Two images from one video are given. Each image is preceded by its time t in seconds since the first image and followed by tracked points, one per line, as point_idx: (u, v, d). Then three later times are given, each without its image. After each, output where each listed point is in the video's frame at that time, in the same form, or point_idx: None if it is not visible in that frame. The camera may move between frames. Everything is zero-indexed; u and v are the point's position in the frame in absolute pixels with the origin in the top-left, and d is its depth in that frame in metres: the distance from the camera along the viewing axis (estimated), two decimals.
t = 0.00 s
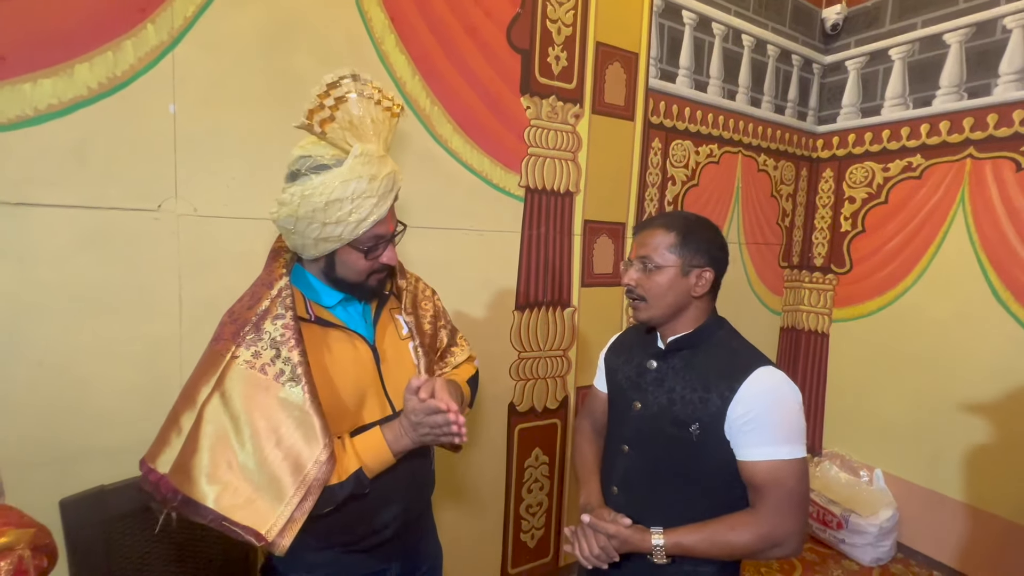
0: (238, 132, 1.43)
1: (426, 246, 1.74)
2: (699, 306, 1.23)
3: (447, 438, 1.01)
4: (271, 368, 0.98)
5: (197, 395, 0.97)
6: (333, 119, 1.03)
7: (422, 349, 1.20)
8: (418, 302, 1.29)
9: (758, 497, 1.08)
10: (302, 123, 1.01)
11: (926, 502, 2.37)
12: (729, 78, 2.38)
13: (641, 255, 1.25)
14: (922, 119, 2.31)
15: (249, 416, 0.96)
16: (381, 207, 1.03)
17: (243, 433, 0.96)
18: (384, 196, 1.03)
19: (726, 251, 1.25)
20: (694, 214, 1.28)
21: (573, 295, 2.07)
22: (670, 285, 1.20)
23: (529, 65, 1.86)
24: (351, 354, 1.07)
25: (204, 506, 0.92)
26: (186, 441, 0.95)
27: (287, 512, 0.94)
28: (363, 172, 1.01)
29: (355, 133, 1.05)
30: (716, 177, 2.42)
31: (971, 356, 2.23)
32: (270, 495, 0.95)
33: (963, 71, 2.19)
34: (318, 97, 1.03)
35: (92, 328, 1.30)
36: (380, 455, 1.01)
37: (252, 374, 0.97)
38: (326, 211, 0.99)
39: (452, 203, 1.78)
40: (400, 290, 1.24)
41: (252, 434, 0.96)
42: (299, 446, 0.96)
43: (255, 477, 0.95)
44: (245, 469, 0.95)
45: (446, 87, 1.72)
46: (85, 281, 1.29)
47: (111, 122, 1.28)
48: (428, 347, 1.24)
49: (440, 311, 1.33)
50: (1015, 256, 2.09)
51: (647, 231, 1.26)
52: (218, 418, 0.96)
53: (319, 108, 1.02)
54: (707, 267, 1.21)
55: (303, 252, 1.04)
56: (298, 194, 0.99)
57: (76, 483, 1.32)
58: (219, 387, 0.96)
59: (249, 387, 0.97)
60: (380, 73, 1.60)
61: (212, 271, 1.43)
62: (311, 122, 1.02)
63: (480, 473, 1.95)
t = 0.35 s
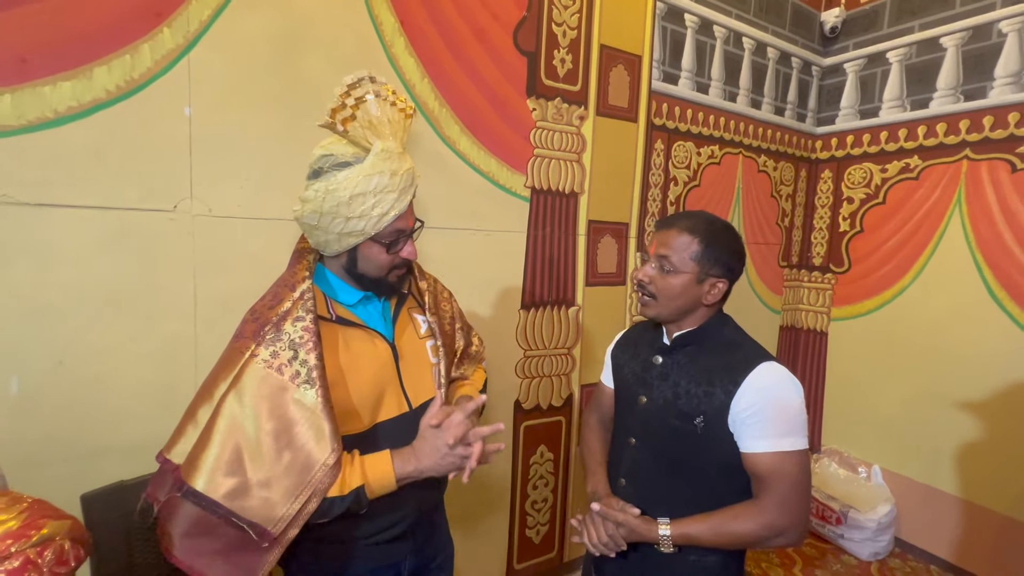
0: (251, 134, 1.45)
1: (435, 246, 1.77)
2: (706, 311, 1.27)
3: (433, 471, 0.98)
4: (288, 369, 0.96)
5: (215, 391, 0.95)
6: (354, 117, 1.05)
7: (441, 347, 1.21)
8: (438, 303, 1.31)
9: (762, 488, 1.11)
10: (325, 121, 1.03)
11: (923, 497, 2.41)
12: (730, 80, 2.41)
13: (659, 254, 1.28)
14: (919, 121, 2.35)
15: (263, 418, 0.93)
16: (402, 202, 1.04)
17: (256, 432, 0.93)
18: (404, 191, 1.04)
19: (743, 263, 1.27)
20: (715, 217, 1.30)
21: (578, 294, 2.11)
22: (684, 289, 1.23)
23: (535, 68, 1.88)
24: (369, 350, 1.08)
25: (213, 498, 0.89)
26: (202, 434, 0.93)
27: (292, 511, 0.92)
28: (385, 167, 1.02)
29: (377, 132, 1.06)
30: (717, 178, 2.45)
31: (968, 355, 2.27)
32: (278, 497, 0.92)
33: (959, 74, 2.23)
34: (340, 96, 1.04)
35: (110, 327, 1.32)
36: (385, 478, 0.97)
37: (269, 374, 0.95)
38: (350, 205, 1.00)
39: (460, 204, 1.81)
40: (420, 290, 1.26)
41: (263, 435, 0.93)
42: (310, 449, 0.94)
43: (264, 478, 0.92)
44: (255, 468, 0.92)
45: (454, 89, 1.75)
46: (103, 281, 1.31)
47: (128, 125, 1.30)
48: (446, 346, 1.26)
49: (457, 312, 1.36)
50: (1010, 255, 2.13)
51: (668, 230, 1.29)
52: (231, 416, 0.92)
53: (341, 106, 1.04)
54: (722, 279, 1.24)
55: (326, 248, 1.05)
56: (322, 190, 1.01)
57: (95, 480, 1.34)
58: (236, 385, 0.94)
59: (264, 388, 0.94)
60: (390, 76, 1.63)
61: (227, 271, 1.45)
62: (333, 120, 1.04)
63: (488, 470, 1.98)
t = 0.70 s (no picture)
0: (261, 135, 1.47)
1: (441, 245, 1.79)
2: (716, 307, 1.29)
3: (441, 486, 1.02)
4: (307, 368, 0.97)
5: (234, 388, 0.96)
6: (372, 118, 1.06)
7: (452, 346, 1.24)
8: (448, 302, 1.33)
9: (769, 482, 1.13)
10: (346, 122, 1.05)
11: (919, 492, 2.45)
12: (729, 81, 2.44)
13: (667, 254, 1.31)
14: (914, 123, 2.39)
15: (283, 414, 0.94)
16: (418, 201, 1.06)
17: (276, 428, 0.94)
18: (421, 190, 1.07)
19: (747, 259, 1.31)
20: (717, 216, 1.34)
21: (580, 293, 2.13)
22: (693, 285, 1.26)
23: (538, 70, 1.91)
24: (384, 348, 1.10)
25: (236, 492, 0.90)
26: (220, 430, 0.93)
27: (312, 506, 0.94)
28: (403, 167, 1.05)
29: (393, 133, 1.08)
30: (717, 178, 2.48)
31: (962, 352, 2.31)
32: (298, 491, 0.94)
33: (954, 76, 2.27)
34: (360, 98, 1.06)
35: (123, 326, 1.34)
36: (399, 482, 1.00)
37: (289, 372, 0.96)
38: (369, 205, 1.02)
39: (465, 203, 1.83)
40: (431, 289, 1.28)
41: (283, 431, 0.94)
42: (330, 444, 0.95)
43: (284, 473, 0.93)
44: (275, 463, 0.93)
45: (459, 90, 1.77)
46: (115, 280, 1.32)
47: (140, 126, 1.31)
48: (456, 344, 1.28)
49: (466, 312, 1.38)
50: (1003, 254, 2.17)
51: (672, 232, 1.32)
52: (251, 412, 0.94)
53: (360, 108, 1.05)
54: (728, 272, 1.27)
55: (341, 246, 1.06)
56: (341, 190, 1.02)
57: (108, 476, 1.36)
58: (257, 382, 0.95)
59: (284, 385, 0.95)
60: (396, 77, 1.65)
61: (237, 270, 1.47)
62: (354, 121, 1.04)
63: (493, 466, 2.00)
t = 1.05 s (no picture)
0: (262, 132, 1.46)
1: (442, 243, 1.80)
2: (723, 297, 1.30)
3: (445, 480, 1.03)
4: (313, 364, 0.97)
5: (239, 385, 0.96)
6: (377, 114, 1.07)
7: (455, 343, 1.25)
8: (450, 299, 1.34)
9: (775, 477, 1.15)
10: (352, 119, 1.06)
11: (915, 488, 2.47)
12: (727, 81, 2.46)
13: (669, 250, 1.32)
14: (910, 122, 2.42)
15: (289, 411, 0.95)
16: (423, 198, 1.07)
17: (283, 424, 0.94)
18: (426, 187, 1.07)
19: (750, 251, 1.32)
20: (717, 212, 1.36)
21: (580, 291, 2.14)
22: (698, 279, 1.27)
23: (538, 68, 1.91)
24: (389, 344, 1.10)
25: (243, 489, 0.90)
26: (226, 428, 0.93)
27: (319, 502, 0.94)
28: (408, 164, 1.05)
29: (398, 130, 1.08)
30: (715, 177, 2.50)
31: (957, 349, 2.33)
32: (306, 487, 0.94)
33: (949, 76, 2.29)
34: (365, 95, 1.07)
35: (125, 324, 1.33)
36: (406, 478, 1.01)
37: (296, 369, 0.96)
38: (374, 201, 1.02)
39: (466, 201, 1.84)
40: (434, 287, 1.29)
41: (290, 427, 0.94)
42: (336, 440, 0.96)
43: (291, 468, 0.93)
44: (282, 459, 0.93)
45: (460, 88, 1.77)
46: (117, 278, 1.31)
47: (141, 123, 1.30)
48: (459, 341, 1.28)
49: (467, 309, 1.38)
50: (998, 253, 2.19)
51: (675, 227, 1.34)
52: (258, 409, 0.94)
53: (367, 104, 1.06)
54: (733, 263, 1.29)
55: (346, 243, 1.06)
56: (346, 186, 1.02)
57: (110, 474, 1.35)
58: (263, 378, 0.95)
59: (290, 382, 0.95)
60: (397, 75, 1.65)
61: (239, 268, 1.47)
62: (360, 117, 1.06)
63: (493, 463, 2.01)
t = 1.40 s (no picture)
0: (236, 119, 1.39)
1: (428, 237, 1.73)
2: (714, 297, 1.24)
3: (424, 488, 0.96)
4: (277, 364, 0.90)
5: (198, 385, 0.90)
6: (349, 92, 1.00)
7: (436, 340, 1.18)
8: (432, 294, 1.27)
9: (773, 483, 1.09)
10: (319, 95, 0.98)
11: (913, 488, 2.42)
12: (722, 72, 2.40)
13: (661, 241, 1.26)
14: (907, 115, 2.37)
15: (250, 415, 0.87)
16: (398, 183, 1.00)
17: (243, 429, 0.87)
18: (401, 172, 1.00)
19: (748, 246, 1.26)
20: (716, 202, 1.28)
21: (572, 286, 2.08)
22: (687, 275, 1.21)
23: (528, 56, 1.85)
24: (363, 342, 1.03)
25: (197, 499, 0.83)
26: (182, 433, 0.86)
27: (283, 512, 0.87)
28: (381, 146, 0.98)
29: (372, 110, 1.02)
30: (710, 171, 2.44)
31: (957, 346, 2.28)
32: (267, 497, 0.87)
33: (947, 67, 2.24)
34: (334, 70, 0.99)
35: (88, 319, 1.25)
36: (379, 486, 0.94)
37: (259, 368, 0.90)
38: (344, 185, 0.96)
39: (453, 193, 1.77)
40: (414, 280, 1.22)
41: (251, 432, 0.87)
42: (302, 446, 0.89)
43: (251, 477, 0.86)
44: (240, 467, 0.86)
45: (446, 76, 1.70)
46: (79, 271, 1.23)
47: (103, 106, 1.22)
48: (441, 338, 1.22)
49: (451, 304, 1.32)
50: (998, 248, 2.15)
51: (668, 217, 1.27)
52: (216, 413, 0.86)
53: (337, 80, 0.98)
54: (727, 261, 1.22)
55: (316, 231, 1.00)
56: (314, 169, 0.96)
57: (73, 479, 1.27)
58: (222, 378, 0.88)
59: (252, 383, 0.88)
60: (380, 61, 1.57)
61: (211, 262, 1.39)
62: (328, 94, 0.98)
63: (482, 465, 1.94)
